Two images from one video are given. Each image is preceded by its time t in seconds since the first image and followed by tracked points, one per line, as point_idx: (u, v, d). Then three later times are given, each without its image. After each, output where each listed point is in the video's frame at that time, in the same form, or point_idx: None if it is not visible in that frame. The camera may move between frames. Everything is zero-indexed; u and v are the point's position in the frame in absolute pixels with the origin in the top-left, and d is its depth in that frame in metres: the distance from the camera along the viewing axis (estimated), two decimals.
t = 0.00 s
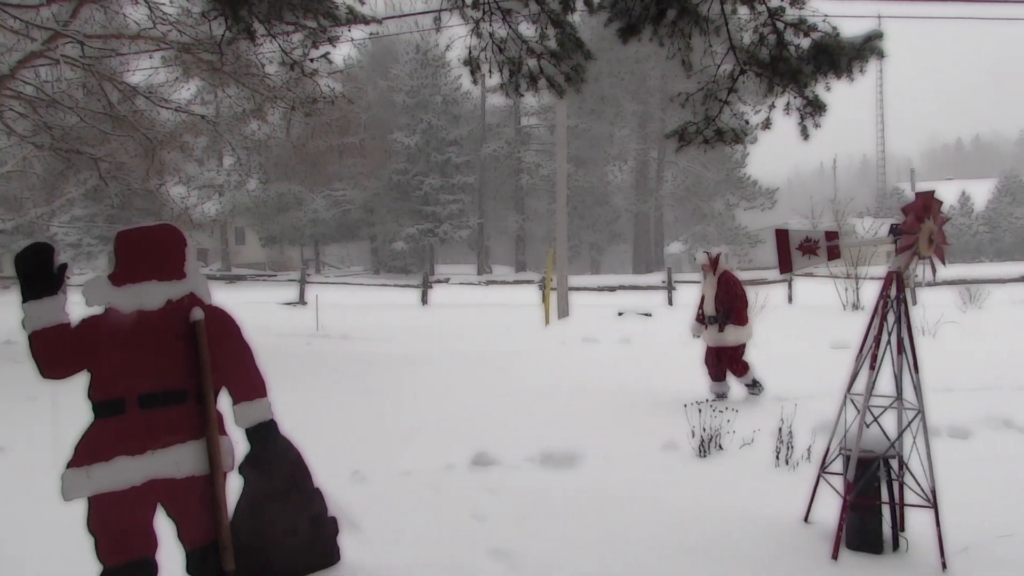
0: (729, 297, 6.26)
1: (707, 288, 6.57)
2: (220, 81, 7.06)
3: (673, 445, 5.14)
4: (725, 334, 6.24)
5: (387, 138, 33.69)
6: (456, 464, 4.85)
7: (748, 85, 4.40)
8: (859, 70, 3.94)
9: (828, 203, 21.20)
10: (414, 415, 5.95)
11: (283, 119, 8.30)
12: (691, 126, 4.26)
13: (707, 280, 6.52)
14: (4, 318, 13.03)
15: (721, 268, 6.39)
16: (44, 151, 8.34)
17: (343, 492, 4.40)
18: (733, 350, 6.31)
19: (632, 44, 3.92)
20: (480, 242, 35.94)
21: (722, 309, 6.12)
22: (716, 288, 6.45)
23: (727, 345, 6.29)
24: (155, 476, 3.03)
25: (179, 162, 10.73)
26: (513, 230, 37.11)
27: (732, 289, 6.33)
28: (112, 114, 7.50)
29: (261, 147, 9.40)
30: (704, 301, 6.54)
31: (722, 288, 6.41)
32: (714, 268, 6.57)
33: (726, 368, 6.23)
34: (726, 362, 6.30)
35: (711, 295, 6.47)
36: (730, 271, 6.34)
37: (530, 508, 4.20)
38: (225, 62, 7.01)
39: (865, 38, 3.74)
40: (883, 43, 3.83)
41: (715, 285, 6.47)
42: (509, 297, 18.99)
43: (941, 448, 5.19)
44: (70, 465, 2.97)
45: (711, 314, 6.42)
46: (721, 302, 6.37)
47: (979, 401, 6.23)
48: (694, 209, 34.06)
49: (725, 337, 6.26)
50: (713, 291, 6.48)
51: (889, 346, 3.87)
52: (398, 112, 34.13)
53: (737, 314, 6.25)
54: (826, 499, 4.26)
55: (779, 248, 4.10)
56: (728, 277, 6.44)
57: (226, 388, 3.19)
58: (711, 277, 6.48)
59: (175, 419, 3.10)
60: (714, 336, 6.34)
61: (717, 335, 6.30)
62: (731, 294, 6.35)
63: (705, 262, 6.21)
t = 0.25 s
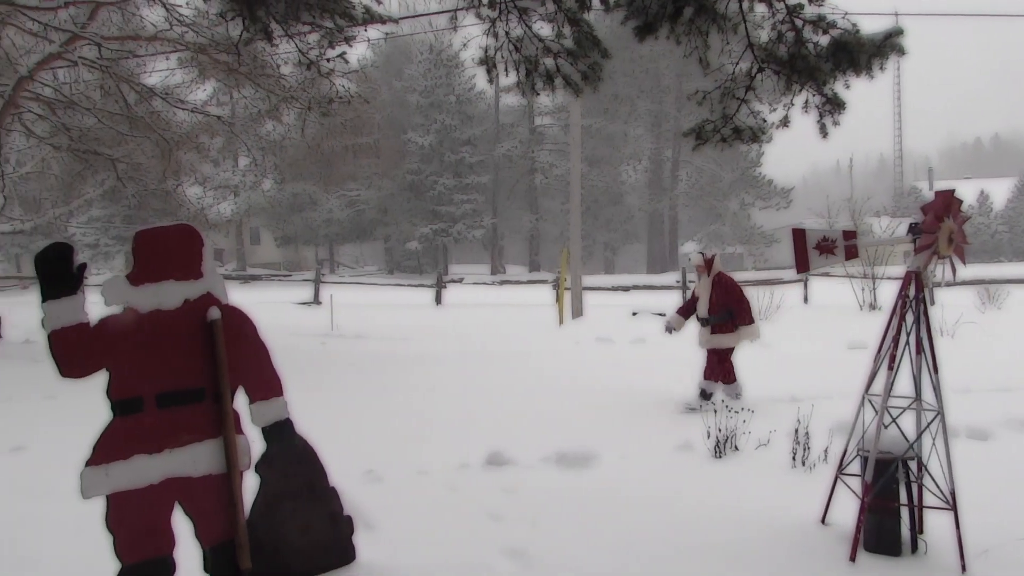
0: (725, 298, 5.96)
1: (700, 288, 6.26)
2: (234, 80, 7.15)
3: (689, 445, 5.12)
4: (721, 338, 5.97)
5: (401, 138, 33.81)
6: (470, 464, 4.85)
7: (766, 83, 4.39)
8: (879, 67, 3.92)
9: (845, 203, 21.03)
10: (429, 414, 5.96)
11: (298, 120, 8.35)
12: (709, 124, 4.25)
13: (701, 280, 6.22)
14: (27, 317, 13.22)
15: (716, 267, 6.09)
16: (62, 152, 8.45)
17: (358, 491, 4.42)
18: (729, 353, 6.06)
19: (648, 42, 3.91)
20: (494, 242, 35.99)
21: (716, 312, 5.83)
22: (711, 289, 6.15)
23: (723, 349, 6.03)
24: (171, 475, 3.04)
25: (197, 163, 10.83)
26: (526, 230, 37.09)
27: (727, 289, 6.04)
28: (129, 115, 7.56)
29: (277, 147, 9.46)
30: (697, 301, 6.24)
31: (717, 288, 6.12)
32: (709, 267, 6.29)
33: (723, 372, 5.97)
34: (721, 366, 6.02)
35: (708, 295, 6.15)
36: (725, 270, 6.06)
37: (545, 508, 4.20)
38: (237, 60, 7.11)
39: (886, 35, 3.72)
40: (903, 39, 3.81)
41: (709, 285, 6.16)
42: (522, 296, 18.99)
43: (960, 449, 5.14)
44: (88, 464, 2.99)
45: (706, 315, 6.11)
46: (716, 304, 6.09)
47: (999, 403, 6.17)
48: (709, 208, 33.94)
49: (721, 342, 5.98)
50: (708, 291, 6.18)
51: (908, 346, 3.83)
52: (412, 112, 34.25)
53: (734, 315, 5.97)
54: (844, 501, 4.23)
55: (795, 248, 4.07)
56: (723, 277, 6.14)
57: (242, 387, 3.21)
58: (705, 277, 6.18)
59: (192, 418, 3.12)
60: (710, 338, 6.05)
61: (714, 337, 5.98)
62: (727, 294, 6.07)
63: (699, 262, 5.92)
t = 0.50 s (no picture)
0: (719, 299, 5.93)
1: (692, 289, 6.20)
2: (249, 80, 7.23)
3: (705, 445, 5.09)
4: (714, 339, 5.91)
5: (415, 138, 33.93)
6: (486, 463, 4.85)
7: (785, 81, 4.38)
8: (900, 64, 3.91)
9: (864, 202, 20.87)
10: (445, 413, 5.98)
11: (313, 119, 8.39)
12: (727, 122, 4.24)
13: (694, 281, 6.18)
14: (49, 316, 13.39)
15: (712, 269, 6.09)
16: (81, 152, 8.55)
17: (374, 490, 4.43)
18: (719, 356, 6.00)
19: (666, 40, 3.89)
20: (508, 242, 36.01)
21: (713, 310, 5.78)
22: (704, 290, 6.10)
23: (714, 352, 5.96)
24: (191, 473, 3.06)
25: (212, 163, 10.91)
26: (541, 229, 37.07)
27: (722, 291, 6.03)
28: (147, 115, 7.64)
29: (293, 147, 9.50)
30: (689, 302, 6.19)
31: (710, 290, 6.07)
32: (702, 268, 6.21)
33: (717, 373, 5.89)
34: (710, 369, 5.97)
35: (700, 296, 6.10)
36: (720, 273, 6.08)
37: (560, 507, 4.19)
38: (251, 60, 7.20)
39: (907, 31, 3.71)
40: (925, 35, 3.79)
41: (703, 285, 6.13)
42: (537, 296, 18.99)
43: (981, 450, 5.08)
44: (109, 461, 3.02)
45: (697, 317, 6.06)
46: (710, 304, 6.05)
47: (1021, 403, 6.09)
48: (724, 207, 33.79)
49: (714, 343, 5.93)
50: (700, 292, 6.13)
51: (929, 346, 3.78)
52: (426, 112, 34.36)
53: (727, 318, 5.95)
54: (862, 502, 4.19)
55: (813, 247, 4.04)
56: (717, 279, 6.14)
57: (260, 386, 3.23)
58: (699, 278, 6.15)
59: (211, 416, 3.14)
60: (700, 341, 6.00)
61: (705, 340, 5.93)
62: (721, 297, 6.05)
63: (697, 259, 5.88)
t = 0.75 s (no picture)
0: (716, 298, 5.87)
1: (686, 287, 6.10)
2: (267, 81, 7.33)
3: (722, 445, 5.08)
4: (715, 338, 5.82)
5: (430, 138, 34.04)
6: (502, 462, 4.86)
7: (804, 78, 4.41)
8: (922, 60, 3.93)
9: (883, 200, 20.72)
10: (460, 412, 5.99)
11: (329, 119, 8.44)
12: (746, 121, 4.26)
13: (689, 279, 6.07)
14: (73, 315, 13.55)
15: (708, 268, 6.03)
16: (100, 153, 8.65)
17: (390, 488, 4.46)
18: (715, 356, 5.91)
19: (684, 39, 3.89)
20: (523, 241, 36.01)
21: (715, 309, 5.68)
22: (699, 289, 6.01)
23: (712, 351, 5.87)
24: (211, 470, 3.09)
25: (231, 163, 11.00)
26: (555, 228, 37.03)
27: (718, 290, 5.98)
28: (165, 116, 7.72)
29: (309, 147, 9.56)
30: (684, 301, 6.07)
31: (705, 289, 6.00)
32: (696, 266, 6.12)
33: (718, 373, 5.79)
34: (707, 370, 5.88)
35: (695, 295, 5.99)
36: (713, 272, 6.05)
37: (577, 507, 4.19)
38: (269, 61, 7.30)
39: (928, 28, 3.73)
40: (946, 32, 3.82)
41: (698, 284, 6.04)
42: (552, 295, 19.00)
43: (1003, 451, 5.03)
44: (131, 458, 3.07)
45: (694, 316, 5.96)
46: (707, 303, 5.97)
47: None
48: (740, 206, 33.64)
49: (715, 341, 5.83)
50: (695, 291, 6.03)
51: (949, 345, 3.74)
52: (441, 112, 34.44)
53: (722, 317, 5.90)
54: (881, 503, 4.16)
55: (831, 246, 4.02)
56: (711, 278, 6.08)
57: (279, 384, 3.25)
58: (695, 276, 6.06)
59: (230, 414, 3.17)
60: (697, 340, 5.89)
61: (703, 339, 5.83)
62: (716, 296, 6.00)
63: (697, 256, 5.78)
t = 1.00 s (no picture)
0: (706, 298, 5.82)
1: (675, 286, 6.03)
2: (284, 80, 7.40)
3: (739, 444, 5.05)
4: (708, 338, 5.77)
5: (445, 136, 34.11)
6: (518, 461, 4.85)
7: (826, 74, 4.45)
8: (945, 57, 3.96)
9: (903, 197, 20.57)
10: (477, 411, 5.99)
11: (345, 119, 8.48)
12: (766, 117, 4.28)
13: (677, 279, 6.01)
14: (95, 313, 13.68)
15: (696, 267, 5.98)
16: (118, 153, 8.71)
17: (407, 486, 4.46)
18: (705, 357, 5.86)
19: (703, 35, 3.85)
20: (538, 239, 35.97)
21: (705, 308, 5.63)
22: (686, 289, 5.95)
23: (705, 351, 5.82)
24: (231, 468, 3.11)
25: (247, 163, 11.05)
26: (571, 226, 36.98)
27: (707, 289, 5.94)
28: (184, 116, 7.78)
29: (325, 146, 9.61)
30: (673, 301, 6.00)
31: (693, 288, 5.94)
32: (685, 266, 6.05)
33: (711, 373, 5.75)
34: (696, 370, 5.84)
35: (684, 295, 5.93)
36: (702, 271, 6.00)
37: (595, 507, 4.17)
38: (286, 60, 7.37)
39: (951, 24, 3.74)
40: (970, 28, 3.85)
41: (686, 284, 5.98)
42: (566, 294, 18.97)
43: None
44: (151, 456, 3.07)
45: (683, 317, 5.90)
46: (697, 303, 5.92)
47: None
48: (757, 204, 33.52)
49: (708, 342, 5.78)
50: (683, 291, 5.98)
51: (972, 344, 3.69)
52: (455, 110, 34.47)
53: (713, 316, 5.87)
54: (901, 503, 4.11)
55: (851, 244, 3.97)
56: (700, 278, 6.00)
57: (298, 382, 3.27)
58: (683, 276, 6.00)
59: (249, 412, 3.18)
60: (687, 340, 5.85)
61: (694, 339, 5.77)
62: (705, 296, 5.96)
63: (685, 256, 5.74)
